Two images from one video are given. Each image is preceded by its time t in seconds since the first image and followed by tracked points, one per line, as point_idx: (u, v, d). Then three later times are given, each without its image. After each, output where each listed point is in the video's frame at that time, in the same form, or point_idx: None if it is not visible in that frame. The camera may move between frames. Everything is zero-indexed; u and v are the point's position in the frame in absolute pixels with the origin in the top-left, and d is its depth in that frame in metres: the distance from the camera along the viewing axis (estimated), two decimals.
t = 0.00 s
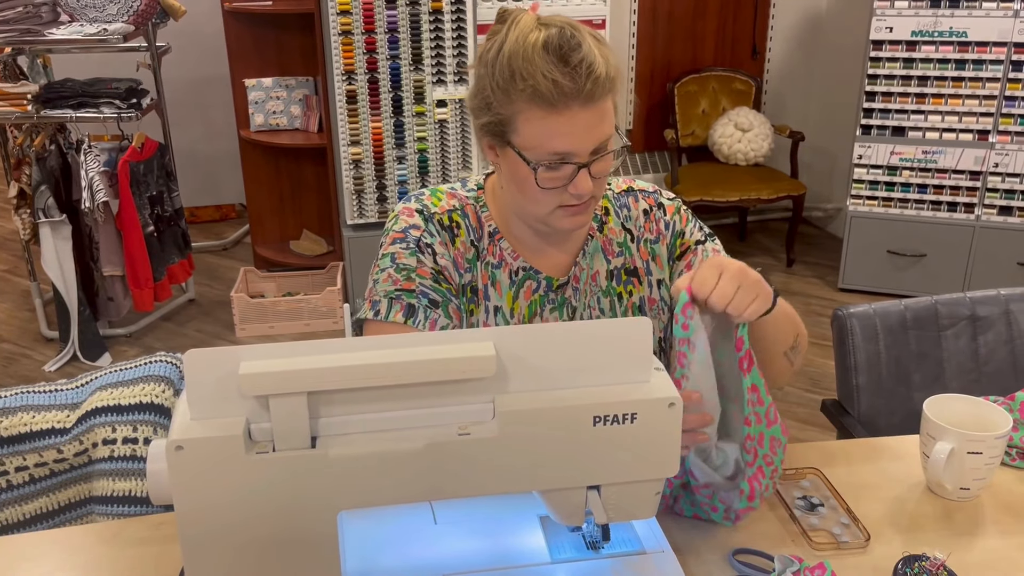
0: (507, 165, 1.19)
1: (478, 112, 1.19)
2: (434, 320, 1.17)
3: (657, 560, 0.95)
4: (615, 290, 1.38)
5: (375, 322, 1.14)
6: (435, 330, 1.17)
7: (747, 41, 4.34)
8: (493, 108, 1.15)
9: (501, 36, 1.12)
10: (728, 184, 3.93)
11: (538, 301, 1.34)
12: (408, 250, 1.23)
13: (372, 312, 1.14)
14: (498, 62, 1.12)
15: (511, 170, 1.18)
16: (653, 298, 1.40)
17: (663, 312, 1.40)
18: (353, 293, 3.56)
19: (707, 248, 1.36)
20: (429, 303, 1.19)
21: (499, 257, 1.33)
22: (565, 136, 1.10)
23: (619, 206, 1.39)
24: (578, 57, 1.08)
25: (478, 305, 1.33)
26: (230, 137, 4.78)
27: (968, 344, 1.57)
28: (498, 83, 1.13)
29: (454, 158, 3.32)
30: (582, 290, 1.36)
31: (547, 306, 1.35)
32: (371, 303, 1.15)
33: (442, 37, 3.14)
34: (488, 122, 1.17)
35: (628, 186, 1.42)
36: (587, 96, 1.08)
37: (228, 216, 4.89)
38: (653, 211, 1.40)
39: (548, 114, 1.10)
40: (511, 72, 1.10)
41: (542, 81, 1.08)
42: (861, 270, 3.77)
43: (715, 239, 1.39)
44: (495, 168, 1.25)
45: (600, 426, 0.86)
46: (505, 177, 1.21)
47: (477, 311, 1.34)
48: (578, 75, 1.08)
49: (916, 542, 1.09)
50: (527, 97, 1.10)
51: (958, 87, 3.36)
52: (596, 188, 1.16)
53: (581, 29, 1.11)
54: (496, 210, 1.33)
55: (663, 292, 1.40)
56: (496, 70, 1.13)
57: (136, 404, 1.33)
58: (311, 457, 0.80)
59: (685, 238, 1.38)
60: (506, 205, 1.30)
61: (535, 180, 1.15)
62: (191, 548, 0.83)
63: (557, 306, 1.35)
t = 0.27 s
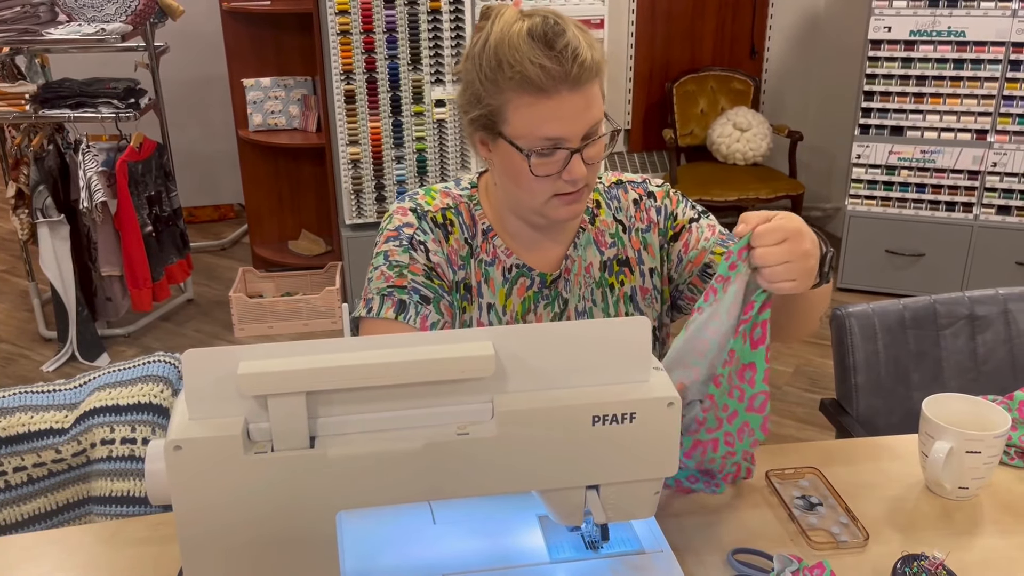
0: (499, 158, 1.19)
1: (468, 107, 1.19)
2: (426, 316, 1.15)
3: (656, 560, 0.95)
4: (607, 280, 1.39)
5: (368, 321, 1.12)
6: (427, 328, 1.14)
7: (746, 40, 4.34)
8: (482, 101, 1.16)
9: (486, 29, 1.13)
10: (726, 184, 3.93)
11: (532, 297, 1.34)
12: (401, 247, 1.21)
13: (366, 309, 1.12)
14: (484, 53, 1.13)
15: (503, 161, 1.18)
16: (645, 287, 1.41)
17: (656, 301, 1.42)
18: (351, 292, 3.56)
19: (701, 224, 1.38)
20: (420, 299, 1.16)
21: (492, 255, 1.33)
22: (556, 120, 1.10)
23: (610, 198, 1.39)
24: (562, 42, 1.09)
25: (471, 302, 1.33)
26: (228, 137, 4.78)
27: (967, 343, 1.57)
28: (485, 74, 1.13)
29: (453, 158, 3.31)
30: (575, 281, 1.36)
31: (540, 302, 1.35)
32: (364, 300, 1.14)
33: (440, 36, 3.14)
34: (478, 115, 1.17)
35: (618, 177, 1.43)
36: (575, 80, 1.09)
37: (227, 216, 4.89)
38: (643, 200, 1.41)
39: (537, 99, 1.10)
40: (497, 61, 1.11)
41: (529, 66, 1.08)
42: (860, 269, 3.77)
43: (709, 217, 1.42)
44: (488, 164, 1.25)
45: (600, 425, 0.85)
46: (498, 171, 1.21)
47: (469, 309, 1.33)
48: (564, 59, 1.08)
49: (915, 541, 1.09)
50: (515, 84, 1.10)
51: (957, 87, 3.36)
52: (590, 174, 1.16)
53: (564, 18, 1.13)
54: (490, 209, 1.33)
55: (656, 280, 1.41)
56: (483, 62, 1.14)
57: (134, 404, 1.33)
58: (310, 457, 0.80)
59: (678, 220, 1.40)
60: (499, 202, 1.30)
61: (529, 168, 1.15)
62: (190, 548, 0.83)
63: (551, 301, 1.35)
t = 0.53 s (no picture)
0: (495, 153, 1.19)
1: (463, 103, 1.20)
2: (423, 312, 1.14)
3: (656, 560, 0.95)
4: (602, 277, 1.39)
5: (366, 318, 1.12)
6: (424, 323, 1.14)
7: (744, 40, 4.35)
8: (477, 96, 1.16)
9: (480, 25, 1.13)
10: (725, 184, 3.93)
11: (529, 293, 1.35)
12: (398, 244, 1.21)
13: (362, 305, 1.13)
14: (478, 48, 1.14)
15: (498, 156, 1.17)
16: (639, 283, 1.41)
17: (650, 297, 1.42)
18: (350, 292, 3.56)
19: (693, 218, 1.41)
20: (417, 295, 1.16)
21: (488, 251, 1.33)
22: (549, 113, 1.10)
23: (604, 195, 1.40)
24: (555, 36, 1.09)
25: (468, 298, 1.32)
26: (226, 137, 4.77)
27: (966, 343, 1.57)
28: (480, 70, 1.14)
29: (451, 157, 3.31)
30: (569, 278, 1.36)
31: (537, 298, 1.35)
32: (360, 296, 1.14)
33: (439, 36, 3.14)
34: (473, 111, 1.17)
35: (612, 175, 1.43)
36: (568, 74, 1.09)
37: (225, 216, 4.89)
38: (636, 196, 1.41)
39: (530, 93, 1.10)
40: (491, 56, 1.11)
41: (522, 60, 1.08)
42: (858, 269, 3.77)
43: (701, 210, 1.44)
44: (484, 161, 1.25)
45: (599, 425, 0.85)
46: (494, 167, 1.21)
47: (466, 304, 1.32)
48: (556, 53, 1.08)
49: (915, 540, 1.09)
50: (509, 78, 1.10)
51: (955, 87, 3.36)
52: (584, 168, 1.15)
53: (557, 13, 1.13)
54: (486, 205, 1.33)
55: (650, 276, 1.42)
56: (477, 58, 1.14)
57: (133, 404, 1.33)
58: (310, 457, 0.80)
59: (670, 214, 1.41)
60: (496, 199, 1.30)
61: (523, 162, 1.14)
62: (189, 548, 0.83)
63: (546, 298, 1.36)
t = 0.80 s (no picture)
0: (489, 152, 1.19)
1: (459, 101, 1.20)
2: (407, 306, 1.15)
3: (656, 560, 0.95)
4: (599, 277, 1.39)
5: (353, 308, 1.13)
6: (407, 317, 1.14)
7: (743, 40, 4.35)
8: (472, 95, 1.16)
9: (476, 24, 1.13)
10: (723, 183, 3.93)
11: (522, 292, 1.35)
12: (390, 237, 1.22)
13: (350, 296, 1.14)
14: (473, 47, 1.14)
15: (493, 155, 1.17)
16: (637, 284, 1.41)
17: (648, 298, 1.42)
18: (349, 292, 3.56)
19: (694, 222, 1.39)
20: (403, 289, 1.17)
21: (481, 251, 1.32)
22: (543, 113, 1.10)
23: (602, 195, 1.39)
24: (551, 37, 1.09)
25: (460, 296, 1.32)
26: (225, 137, 4.77)
27: (964, 343, 1.57)
28: (475, 68, 1.14)
29: (450, 157, 3.31)
30: (565, 277, 1.36)
31: (531, 296, 1.35)
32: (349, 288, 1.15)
33: (438, 36, 3.14)
34: (468, 109, 1.17)
35: (611, 176, 1.42)
36: (562, 74, 1.09)
37: (224, 216, 4.88)
38: (635, 198, 1.40)
39: (524, 92, 1.10)
40: (486, 55, 1.11)
41: (517, 59, 1.08)
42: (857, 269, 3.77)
43: (701, 214, 1.42)
44: (479, 159, 1.26)
45: (599, 424, 0.85)
46: (488, 166, 1.21)
47: (458, 303, 1.33)
48: (551, 53, 1.08)
49: (914, 540, 1.09)
50: (503, 78, 1.10)
51: (953, 86, 3.36)
52: (578, 169, 1.16)
53: (554, 13, 1.13)
54: (481, 204, 1.33)
55: (649, 277, 1.41)
56: (472, 56, 1.14)
57: (132, 404, 1.33)
58: (309, 457, 0.80)
59: (670, 217, 1.40)
60: (491, 198, 1.30)
61: (516, 161, 1.15)
62: (188, 548, 0.83)
63: (541, 296, 1.36)
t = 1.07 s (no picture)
0: (488, 147, 1.19)
1: (461, 96, 1.20)
2: (404, 308, 1.15)
3: (655, 559, 0.95)
4: (599, 279, 1.39)
5: (352, 309, 1.13)
6: (404, 317, 1.14)
7: (741, 40, 4.36)
8: (473, 89, 1.16)
9: (480, 21, 1.15)
10: (722, 184, 3.93)
11: (522, 291, 1.35)
12: (388, 238, 1.22)
13: (350, 297, 1.14)
14: (476, 42, 1.15)
15: (491, 151, 1.18)
16: (638, 288, 1.40)
17: (648, 301, 1.41)
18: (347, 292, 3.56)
19: (698, 230, 1.37)
20: (401, 290, 1.17)
21: (481, 249, 1.32)
22: (540, 111, 1.10)
23: (605, 197, 1.38)
24: (551, 35, 1.10)
25: (458, 295, 1.33)
26: (224, 137, 4.77)
27: (963, 342, 1.57)
28: (476, 64, 1.14)
29: (449, 157, 3.31)
30: (565, 278, 1.36)
31: (530, 295, 1.35)
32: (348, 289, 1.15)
33: (436, 37, 3.14)
34: (470, 105, 1.18)
35: (614, 177, 1.42)
36: (560, 73, 1.08)
37: (223, 217, 4.88)
38: (639, 202, 1.39)
39: (522, 89, 1.10)
40: (487, 51, 1.12)
41: (516, 56, 1.09)
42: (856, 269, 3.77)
43: (705, 222, 1.40)
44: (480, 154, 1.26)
45: (598, 424, 0.85)
46: (486, 161, 1.21)
47: (455, 300, 1.33)
48: (550, 51, 1.08)
49: (914, 540, 1.09)
50: (502, 73, 1.11)
51: (952, 86, 3.37)
52: (574, 168, 1.15)
53: (557, 13, 1.14)
54: (481, 202, 1.33)
55: (650, 281, 1.41)
56: (475, 52, 1.15)
57: (131, 405, 1.33)
58: (309, 457, 0.80)
59: (675, 224, 1.38)
60: (492, 195, 1.30)
61: (512, 158, 1.14)
62: (188, 548, 0.83)
63: (540, 295, 1.36)
